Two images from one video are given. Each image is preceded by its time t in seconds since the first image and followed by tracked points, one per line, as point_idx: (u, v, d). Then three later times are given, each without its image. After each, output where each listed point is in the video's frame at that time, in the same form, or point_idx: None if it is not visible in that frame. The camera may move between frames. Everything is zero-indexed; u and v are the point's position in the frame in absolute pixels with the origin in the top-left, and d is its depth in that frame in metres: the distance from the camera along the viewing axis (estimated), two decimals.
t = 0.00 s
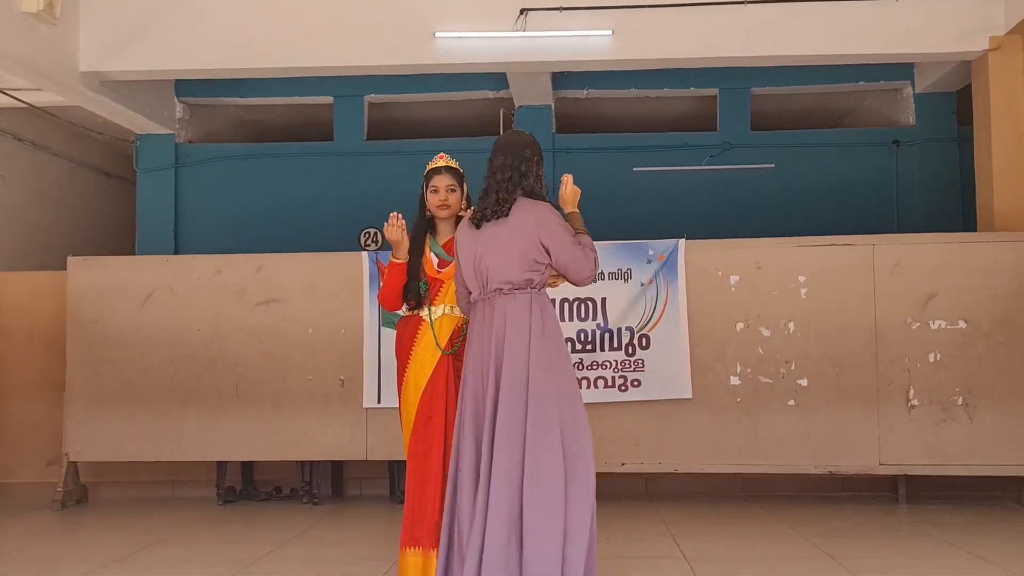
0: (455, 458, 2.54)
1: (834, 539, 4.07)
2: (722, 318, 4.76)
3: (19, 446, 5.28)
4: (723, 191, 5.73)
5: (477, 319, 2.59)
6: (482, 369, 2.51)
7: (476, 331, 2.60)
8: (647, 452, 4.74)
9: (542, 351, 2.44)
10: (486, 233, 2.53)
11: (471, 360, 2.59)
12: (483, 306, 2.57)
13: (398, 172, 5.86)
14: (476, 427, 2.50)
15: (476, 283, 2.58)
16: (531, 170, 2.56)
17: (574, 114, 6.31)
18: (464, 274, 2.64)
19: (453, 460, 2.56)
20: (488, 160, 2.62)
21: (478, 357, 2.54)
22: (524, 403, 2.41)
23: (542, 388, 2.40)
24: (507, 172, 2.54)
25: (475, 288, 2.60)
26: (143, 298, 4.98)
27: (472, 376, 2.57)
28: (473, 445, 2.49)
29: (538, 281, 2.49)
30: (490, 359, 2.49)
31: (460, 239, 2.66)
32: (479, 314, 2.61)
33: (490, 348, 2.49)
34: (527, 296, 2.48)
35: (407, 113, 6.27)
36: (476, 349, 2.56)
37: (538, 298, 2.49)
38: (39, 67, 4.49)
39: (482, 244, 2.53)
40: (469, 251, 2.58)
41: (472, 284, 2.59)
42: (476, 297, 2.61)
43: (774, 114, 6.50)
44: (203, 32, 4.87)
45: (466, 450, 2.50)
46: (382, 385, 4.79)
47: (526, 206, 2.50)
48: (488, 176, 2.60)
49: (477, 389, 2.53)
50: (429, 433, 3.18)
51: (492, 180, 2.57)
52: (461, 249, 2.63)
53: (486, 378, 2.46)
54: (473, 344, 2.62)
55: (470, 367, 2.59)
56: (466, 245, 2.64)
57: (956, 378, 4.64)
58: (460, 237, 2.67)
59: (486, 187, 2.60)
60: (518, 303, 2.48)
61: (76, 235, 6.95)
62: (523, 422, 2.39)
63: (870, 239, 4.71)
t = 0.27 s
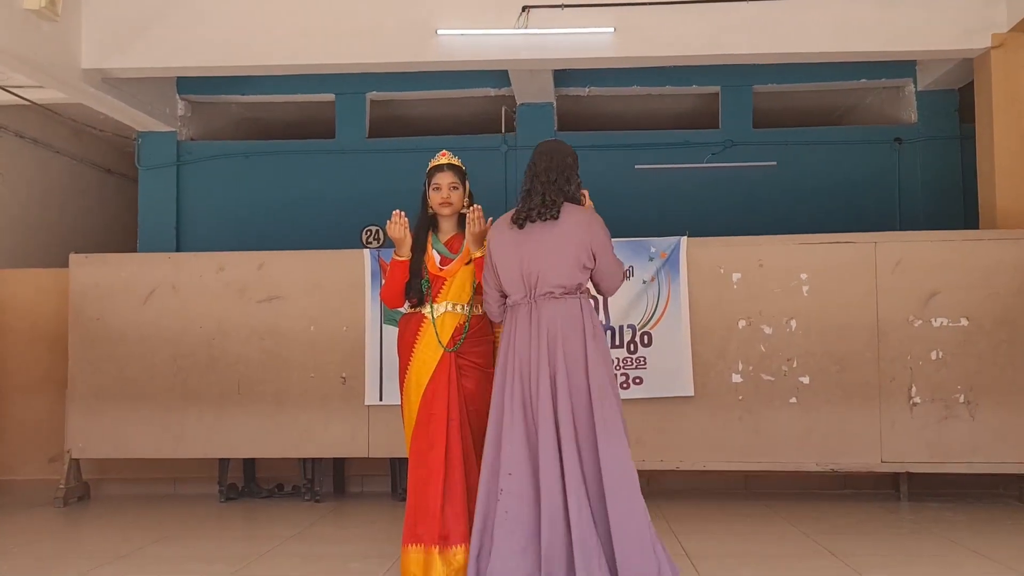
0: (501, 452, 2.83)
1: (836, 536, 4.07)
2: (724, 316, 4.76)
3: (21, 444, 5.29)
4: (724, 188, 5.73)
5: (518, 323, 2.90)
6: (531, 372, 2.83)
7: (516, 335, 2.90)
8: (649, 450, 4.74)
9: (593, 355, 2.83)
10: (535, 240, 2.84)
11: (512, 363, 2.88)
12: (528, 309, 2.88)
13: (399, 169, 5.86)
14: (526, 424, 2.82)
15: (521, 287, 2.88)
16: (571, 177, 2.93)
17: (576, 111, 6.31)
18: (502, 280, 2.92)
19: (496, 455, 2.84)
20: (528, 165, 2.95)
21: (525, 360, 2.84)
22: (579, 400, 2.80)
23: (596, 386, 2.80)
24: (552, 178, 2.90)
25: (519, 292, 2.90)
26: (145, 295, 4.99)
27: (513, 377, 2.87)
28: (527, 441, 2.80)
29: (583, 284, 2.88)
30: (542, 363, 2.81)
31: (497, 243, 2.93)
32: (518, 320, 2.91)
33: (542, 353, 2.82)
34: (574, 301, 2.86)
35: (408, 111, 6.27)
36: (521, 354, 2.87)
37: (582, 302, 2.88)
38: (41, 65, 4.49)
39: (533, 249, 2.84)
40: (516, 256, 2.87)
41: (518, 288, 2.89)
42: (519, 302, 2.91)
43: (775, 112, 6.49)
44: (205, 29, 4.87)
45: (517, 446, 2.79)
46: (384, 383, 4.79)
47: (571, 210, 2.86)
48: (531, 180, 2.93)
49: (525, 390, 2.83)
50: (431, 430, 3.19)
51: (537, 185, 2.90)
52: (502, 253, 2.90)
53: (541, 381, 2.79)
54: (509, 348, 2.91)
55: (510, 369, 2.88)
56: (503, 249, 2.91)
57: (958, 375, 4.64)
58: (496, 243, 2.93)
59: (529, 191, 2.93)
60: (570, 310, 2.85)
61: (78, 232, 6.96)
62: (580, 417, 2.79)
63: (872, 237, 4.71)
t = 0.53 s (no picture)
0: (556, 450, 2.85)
1: (839, 535, 4.07)
2: (726, 315, 4.76)
3: (23, 442, 5.29)
4: (726, 187, 5.72)
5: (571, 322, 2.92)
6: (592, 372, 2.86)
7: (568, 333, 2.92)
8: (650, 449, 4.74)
9: (650, 356, 2.89)
10: (593, 241, 2.87)
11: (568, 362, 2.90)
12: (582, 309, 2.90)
13: (402, 168, 5.86)
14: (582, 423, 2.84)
15: (577, 289, 2.90)
16: (620, 178, 2.98)
17: (578, 110, 6.31)
18: (556, 279, 2.93)
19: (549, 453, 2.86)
20: (577, 167, 2.95)
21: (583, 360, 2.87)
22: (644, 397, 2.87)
23: (654, 389, 2.86)
24: (605, 181, 2.93)
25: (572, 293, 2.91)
26: (147, 294, 4.99)
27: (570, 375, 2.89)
28: (597, 439, 2.82)
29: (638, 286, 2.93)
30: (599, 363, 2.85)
31: (549, 244, 2.93)
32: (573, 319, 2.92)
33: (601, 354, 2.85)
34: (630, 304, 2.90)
35: (410, 110, 6.27)
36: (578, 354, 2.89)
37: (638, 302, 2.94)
38: (43, 63, 4.49)
39: (591, 250, 2.87)
40: (572, 257, 2.88)
41: (571, 287, 2.90)
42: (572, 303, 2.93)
43: (777, 111, 6.50)
44: (208, 28, 4.87)
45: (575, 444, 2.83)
46: (386, 381, 4.79)
47: (628, 213, 2.92)
48: (583, 183, 2.94)
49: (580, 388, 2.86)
50: (433, 428, 3.20)
51: (590, 187, 2.92)
52: (555, 253, 2.91)
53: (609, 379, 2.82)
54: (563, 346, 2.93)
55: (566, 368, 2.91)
56: (554, 249, 2.92)
57: (960, 374, 4.64)
58: (548, 243, 2.94)
59: (581, 193, 2.94)
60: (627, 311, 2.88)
61: (80, 231, 6.96)
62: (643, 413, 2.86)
63: (874, 235, 4.70)
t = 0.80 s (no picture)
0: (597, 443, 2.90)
1: (839, 534, 4.07)
2: (727, 314, 4.76)
3: (24, 441, 5.30)
4: (727, 186, 5.72)
5: (606, 315, 2.95)
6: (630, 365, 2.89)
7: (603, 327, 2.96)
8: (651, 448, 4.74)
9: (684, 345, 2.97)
10: (634, 238, 2.89)
11: (603, 356, 2.94)
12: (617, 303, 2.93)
13: (403, 168, 5.87)
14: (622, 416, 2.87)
15: (615, 283, 2.92)
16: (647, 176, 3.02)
17: (579, 109, 6.31)
18: (592, 274, 2.95)
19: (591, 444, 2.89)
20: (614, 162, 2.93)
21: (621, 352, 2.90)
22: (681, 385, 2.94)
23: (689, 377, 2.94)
24: (642, 178, 2.94)
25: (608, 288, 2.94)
26: (148, 293, 4.99)
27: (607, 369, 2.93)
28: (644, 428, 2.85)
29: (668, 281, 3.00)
30: (638, 355, 2.88)
31: (585, 237, 2.94)
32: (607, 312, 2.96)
33: (640, 345, 2.88)
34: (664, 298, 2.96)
35: (411, 109, 6.28)
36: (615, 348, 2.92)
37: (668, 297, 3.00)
38: (44, 62, 4.50)
39: (632, 247, 2.89)
40: (611, 253, 2.90)
41: (610, 283, 2.93)
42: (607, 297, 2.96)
43: (778, 110, 6.50)
44: (209, 27, 4.87)
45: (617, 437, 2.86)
46: (387, 380, 4.79)
47: (663, 211, 2.96)
48: (619, 179, 2.93)
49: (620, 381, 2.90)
50: (434, 427, 3.20)
51: (629, 183, 2.92)
52: (593, 248, 2.92)
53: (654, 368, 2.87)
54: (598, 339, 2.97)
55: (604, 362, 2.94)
56: (591, 243, 2.93)
57: (960, 374, 4.64)
58: (585, 236, 2.93)
59: (618, 189, 2.93)
60: (662, 305, 2.94)
61: (81, 230, 6.96)
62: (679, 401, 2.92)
63: (875, 235, 4.70)
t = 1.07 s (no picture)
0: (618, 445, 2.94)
1: (839, 534, 4.07)
2: (727, 314, 4.76)
3: (24, 440, 5.30)
4: (727, 186, 5.72)
5: (618, 317, 3.02)
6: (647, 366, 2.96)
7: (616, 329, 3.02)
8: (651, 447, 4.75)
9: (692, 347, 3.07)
10: (647, 242, 3.00)
11: (617, 358, 3.01)
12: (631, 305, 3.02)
13: (403, 167, 5.87)
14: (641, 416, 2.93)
15: (629, 285, 3.01)
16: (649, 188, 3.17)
17: (579, 108, 6.31)
18: (606, 276, 3.02)
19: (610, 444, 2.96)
20: (629, 169, 3.08)
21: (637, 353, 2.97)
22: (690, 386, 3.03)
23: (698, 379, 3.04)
24: (651, 187, 3.09)
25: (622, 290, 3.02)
26: (149, 293, 5.00)
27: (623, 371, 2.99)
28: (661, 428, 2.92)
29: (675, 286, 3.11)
30: (652, 356, 2.96)
31: (600, 240, 3.02)
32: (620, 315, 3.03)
33: (656, 346, 2.97)
34: (673, 302, 3.07)
35: (412, 108, 6.28)
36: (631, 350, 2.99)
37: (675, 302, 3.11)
38: (44, 61, 4.49)
39: (647, 250, 3.00)
40: (627, 255, 3.00)
41: (625, 285, 3.01)
42: (620, 299, 3.04)
43: (778, 110, 6.50)
44: (209, 26, 4.87)
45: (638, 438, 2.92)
46: (387, 380, 4.79)
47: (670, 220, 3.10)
48: (633, 185, 3.06)
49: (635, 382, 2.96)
50: (434, 427, 3.20)
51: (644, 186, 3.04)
52: (608, 250, 3.01)
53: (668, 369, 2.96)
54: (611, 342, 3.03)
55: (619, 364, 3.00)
56: (607, 245, 3.01)
57: (960, 374, 4.64)
58: (599, 239, 3.02)
59: (632, 194, 3.05)
60: (672, 307, 3.05)
61: (81, 230, 6.97)
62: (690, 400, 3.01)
63: (875, 234, 4.70)
